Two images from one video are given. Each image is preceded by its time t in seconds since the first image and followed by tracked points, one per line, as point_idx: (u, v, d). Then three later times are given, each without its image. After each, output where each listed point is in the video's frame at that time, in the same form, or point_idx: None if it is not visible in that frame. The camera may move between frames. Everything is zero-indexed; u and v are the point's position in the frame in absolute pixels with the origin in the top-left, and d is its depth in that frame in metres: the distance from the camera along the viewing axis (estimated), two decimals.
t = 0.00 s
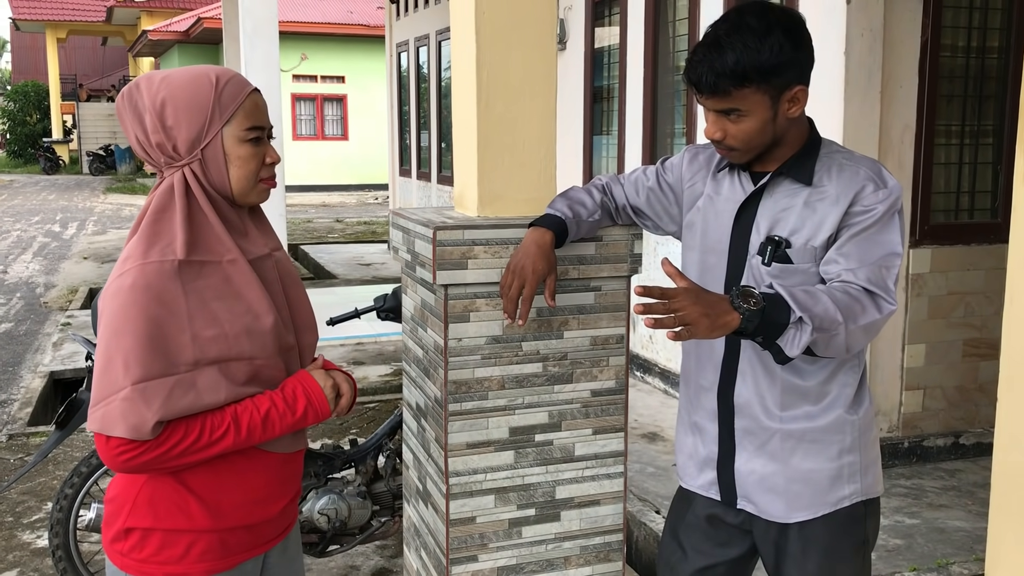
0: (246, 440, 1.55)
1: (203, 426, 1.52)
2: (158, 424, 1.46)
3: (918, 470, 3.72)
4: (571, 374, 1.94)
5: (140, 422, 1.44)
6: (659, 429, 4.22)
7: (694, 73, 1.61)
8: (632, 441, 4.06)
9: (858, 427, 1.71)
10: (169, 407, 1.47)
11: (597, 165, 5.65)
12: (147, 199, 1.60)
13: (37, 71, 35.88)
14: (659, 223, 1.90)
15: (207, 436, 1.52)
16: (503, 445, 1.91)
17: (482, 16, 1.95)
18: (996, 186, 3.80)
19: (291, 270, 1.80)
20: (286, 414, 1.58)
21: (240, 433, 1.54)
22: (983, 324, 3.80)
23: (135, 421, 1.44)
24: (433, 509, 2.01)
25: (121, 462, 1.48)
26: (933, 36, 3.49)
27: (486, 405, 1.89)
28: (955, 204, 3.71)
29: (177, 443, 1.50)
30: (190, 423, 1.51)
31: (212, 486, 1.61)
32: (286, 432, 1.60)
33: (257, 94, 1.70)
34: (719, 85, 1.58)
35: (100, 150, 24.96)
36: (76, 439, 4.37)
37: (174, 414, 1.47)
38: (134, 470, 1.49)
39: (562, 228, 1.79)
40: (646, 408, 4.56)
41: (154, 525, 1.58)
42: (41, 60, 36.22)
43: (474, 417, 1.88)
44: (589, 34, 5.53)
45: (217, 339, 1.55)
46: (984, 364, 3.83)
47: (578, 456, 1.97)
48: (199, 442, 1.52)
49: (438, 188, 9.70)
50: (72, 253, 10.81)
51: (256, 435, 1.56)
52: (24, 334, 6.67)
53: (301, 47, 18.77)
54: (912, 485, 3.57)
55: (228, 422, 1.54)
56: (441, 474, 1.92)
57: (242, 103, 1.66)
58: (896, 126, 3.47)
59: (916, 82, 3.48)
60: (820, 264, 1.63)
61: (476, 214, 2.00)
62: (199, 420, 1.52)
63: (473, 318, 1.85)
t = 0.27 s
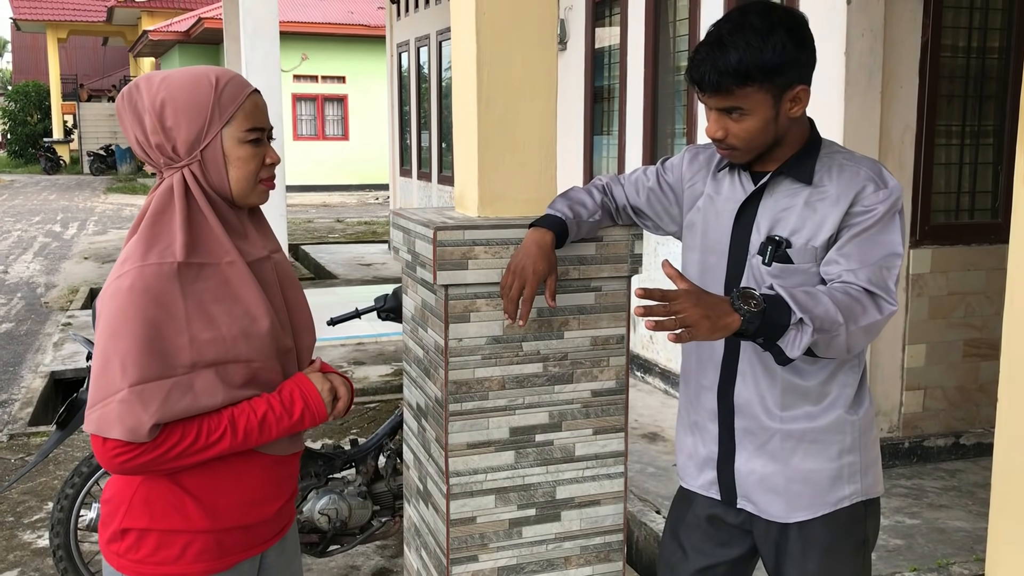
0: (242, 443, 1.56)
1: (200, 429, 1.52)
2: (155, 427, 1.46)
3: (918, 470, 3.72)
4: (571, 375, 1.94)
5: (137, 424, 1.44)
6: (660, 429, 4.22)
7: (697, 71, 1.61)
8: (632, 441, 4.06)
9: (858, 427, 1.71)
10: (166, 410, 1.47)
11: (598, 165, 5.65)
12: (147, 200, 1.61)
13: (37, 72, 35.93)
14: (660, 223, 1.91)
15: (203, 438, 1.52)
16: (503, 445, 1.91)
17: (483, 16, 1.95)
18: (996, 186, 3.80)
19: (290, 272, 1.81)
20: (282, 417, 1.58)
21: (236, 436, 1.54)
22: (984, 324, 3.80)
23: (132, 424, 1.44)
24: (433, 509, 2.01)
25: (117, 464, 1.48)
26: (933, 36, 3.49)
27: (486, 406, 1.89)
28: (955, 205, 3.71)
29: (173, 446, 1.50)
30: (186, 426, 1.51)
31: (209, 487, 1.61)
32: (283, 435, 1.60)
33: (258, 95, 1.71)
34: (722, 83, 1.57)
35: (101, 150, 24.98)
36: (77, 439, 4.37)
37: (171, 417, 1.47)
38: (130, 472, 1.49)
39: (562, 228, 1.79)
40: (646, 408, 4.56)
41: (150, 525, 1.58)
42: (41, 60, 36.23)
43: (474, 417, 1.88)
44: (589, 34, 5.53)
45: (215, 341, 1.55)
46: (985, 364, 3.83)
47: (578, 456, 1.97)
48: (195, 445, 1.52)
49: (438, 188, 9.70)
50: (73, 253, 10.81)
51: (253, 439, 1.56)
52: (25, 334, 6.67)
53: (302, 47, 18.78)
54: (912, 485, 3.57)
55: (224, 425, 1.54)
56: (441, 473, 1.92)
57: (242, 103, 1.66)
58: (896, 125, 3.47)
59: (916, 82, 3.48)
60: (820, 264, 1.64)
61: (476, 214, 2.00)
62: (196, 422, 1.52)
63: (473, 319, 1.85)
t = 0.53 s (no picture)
0: (237, 449, 1.56)
1: (195, 433, 1.52)
2: (151, 432, 1.46)
3: (918, 471, 3.72)
4: (572, 375, 1.94)
5: (133, 428, 1.44)
6: (660, 430, 4.22)
7: (700, 76, 1.60)
8: (633, 442, 4.06)
9: (858, 428, 1.71)
10: (163, 414, 1.47)
11: (598, 166, 5.65)
12: (148, 202, 1.61)
13: (38, 73, 35.96)
14: (660, 224, 1.91)
15: (199, 443, 1.53)
16: (503, 446, 1.91)
17: (483, 17, 1.95)
18: (997, 187, 3.80)
19: (288, 275, 1.81)
20: (278, 423, 1.58)
21: (232, 441, 1.54)
22: (984, 325, 3.79)
23: (128, 427, 1.44)
24: (433, 510, 2.01)
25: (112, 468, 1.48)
26: (934, 37, 3.49)
27: (487, 406, 1.89)
28: (955, 206, 3.71)
29: (169, 450, 1.50)
30: (182, 431, 1.51)
31: (203, 489, 1.61)
32: (278, 440, 1.60)
33: (261, 98, 1.71)
34: (728, 86, 1.57)
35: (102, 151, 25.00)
36: (77, 440, 4.38)
37: (167, 422, 1.47)
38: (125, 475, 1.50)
39: (562, 229, 1.79)
40: (646, 409, 4.56)
41: (144, 526, 1.58)
42: (42, 61, 36.25)
43: (475, 418, 1.89)
44: (589, 34, 5.53)
45: (213, 346, 1.55)
46: (985, 365, 3.83)
47: (578, 457, 1.97)
48: (190, 449, 1.52)
49: (438, 189, 9.70)
50: (74, 254, 10.82)
51: (248, 443, 1.56)
52: (26, 334, 6.68)
53: (302, 48, 18.79)
54: (912, 486, 3.57)
55: (220, 430, 1.54)
56: (441, 474, 1.92)
57: (246, 106, 1.66)
58: (897, 126, 3.48)
59: (917, 83, 3.48)
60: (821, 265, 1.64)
61: (477, 215, 2.00)
62: (192, 426, 1.52)
63: (474, 320, 1.85)
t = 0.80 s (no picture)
0: (234, 451, 1.56)
1: (192, 435, 1.52)
2: (146, 434, 1.46)
3: (919, 473, 3.72)
4: (572, 377, 1.94)
5: (128, 430, 1.44)
6: (660, 431, 4.22)
7: (706, 77, 1.60)
8: (633, 443, 4.06)
9: (857, 430, 1.71)
10: (158, 416, 1.47)
11: (598, 167, 5.65)
12: (146, 203, 1.61)
13: (39, 74, 35.99)
14: (660, 226, 1.91)
15: (196, 444, 1.53)
16: (504, 447, 1.91)
17: (483, 18, 1.96)
18: (997, 189, 3.80)
19: (286, 278, 1.81)
20: (275, 426, 1.58)
21: (229, 444, 1.54)
22: (984, 326, 3.79)
23: (123, 429, 1.44)
24: (433, 511, 2.01)
25: (108, 469, 1.48)
26: (934, 39, 3.49)
27: (487, 408, 1.89)
28: (955, 207, 3.71)
29: (165, 452, 1.50)
30: (178, 433, 1.52)
31: (200, 490, 1.61)
32: (275, 443, 1.60)
33: (261, 100, 1.71)
34: (737, 83, 1.56)
35: (102, 152, 25.02)
36: (78, 440, 4.38)
37: (162, 424, 1.47)
38: (120, 476, 1.50)
39: (562, 231, 1.79)
40: (646, 410, 4.56)
41: (139, 528, 1.58)
42: (42, 61, 36.29)
43: (475, 419, 1.89)
44: (590, 36, 5.53)
45: (209, 349, 1.55)
46: (985, 367, 3.83)
47: (578, 458, 1.97)
48: (187, 452, 1.52)
49: (439, 190, 9.71)
50: (74, 255, 10.83)
51: (245, 446, 1.56)
52: (26, 335, 6.69)
53: (303, 49, 18.80)
54: (913, 487, 3.57)
55: (217, 432, 1.54)
56: (441, 476, 1.92)
57: (247, 108, 1.66)
58: (897, 128, 3.48)
59: (916, 85, 3.49)
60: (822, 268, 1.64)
61: (477, 216, 2.00)
62: (188, 428, 1.52)
63: (474, 321, 1.85)
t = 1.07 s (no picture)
0: (233, 452, 1.56)
1: (191, 435, 1.52)
2: (146, 434, 1.46)
3: (918, 475, 3.72)
4: (572, 378, 1.94)
5: (127, 431, 1.44)
6: (660, 433, 4.22)
7: (710, 70, 1.60)
8: (633, 445, 4.07)
9: (857, 431, 1.72)
10: (158, 417, 1.47)
11: (598, 168, 5.66)
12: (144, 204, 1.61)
13: (38, 74, 36.02)
14: (660, 227, 1.90)
15: (195, 445, 1.53)
16: (504, 448, 1.91)
17: (484, 19, 1.96)
18: (996, 191, 3.80)
19: (284, 278, 1.81)
20: (275, 426, 1.58)
21: (228, 444, 1.54)
22: (984, 328, 3.79)
23: (122, 430, 1.44)
24: (433, 512, 2.01)
25: (107, 470, 1.48)
26: (934, 41, 3.50)
27: (487, 409, 1.89)
28: (955, 209, 3.71)
29: (165, 453, 1.50)
30: (177, 434, 1.51)
31: (200, 491, 1.61)
32: (274, 443, 1.60)
33: (257, 100, 1.71)
34: (741, 78, 1.56)
35: (102, 153, 25.02)
36: (77, 441, 4.39)
37: (162, 424, 1.47)
38: (120, 478, 1.50)
39: (563, 232, 1.79)
40: (646, 412, 4.56)
41: (140, 529, 1.58)
42: (42, 62, 36.28)
43: (475, 420, 1.89)
44: (590, 37, 5.54)
45: (207, 348, 1.55)
46: (985, 368, 3.83)
47: (578, 459, 1.97)
48: (186, 452, 1.52)
49: (439, 192, 9.71)
50: (74, 255, 10.84)
51: (245, 446, 1.56)
52: (26, 336, 6.69)
53: (303, 50, 18.80)
54: (912, 489, 3.57)
55: (217, 432, 1.54)
56: (441, 476, 1.92)
57: (242, 107, 1.66)
58: (896, 129, 3.48)
59: (916, 86, 3.49)
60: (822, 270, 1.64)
61: (477, 217, 2.00)
62: (188, 429, 1.52)
63: (474, 322, 1.85)
